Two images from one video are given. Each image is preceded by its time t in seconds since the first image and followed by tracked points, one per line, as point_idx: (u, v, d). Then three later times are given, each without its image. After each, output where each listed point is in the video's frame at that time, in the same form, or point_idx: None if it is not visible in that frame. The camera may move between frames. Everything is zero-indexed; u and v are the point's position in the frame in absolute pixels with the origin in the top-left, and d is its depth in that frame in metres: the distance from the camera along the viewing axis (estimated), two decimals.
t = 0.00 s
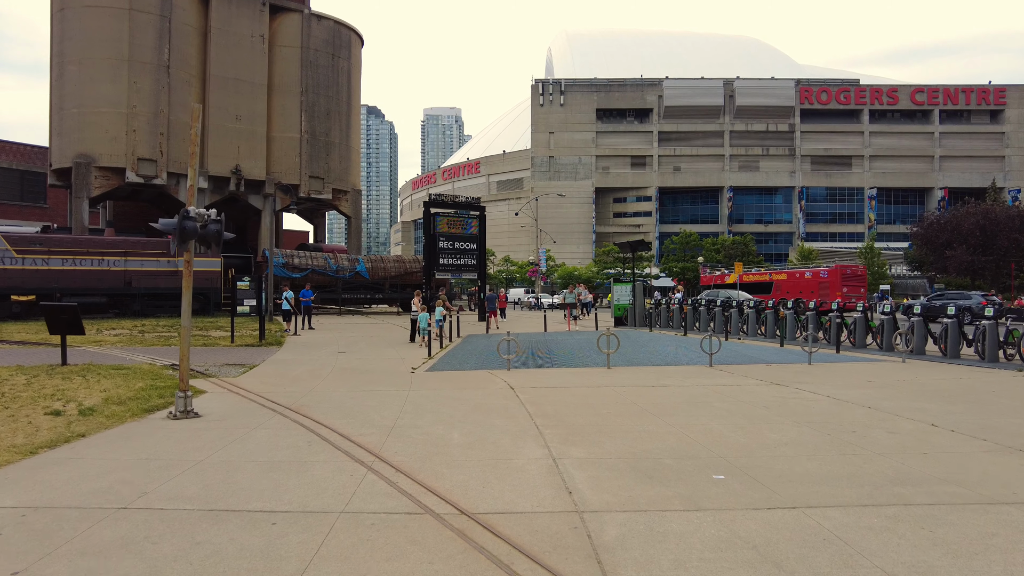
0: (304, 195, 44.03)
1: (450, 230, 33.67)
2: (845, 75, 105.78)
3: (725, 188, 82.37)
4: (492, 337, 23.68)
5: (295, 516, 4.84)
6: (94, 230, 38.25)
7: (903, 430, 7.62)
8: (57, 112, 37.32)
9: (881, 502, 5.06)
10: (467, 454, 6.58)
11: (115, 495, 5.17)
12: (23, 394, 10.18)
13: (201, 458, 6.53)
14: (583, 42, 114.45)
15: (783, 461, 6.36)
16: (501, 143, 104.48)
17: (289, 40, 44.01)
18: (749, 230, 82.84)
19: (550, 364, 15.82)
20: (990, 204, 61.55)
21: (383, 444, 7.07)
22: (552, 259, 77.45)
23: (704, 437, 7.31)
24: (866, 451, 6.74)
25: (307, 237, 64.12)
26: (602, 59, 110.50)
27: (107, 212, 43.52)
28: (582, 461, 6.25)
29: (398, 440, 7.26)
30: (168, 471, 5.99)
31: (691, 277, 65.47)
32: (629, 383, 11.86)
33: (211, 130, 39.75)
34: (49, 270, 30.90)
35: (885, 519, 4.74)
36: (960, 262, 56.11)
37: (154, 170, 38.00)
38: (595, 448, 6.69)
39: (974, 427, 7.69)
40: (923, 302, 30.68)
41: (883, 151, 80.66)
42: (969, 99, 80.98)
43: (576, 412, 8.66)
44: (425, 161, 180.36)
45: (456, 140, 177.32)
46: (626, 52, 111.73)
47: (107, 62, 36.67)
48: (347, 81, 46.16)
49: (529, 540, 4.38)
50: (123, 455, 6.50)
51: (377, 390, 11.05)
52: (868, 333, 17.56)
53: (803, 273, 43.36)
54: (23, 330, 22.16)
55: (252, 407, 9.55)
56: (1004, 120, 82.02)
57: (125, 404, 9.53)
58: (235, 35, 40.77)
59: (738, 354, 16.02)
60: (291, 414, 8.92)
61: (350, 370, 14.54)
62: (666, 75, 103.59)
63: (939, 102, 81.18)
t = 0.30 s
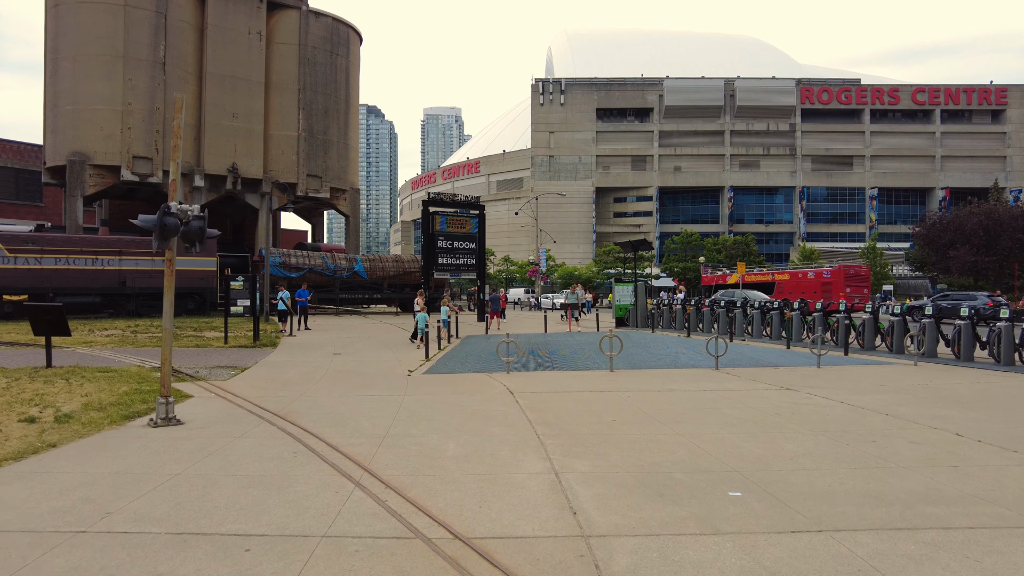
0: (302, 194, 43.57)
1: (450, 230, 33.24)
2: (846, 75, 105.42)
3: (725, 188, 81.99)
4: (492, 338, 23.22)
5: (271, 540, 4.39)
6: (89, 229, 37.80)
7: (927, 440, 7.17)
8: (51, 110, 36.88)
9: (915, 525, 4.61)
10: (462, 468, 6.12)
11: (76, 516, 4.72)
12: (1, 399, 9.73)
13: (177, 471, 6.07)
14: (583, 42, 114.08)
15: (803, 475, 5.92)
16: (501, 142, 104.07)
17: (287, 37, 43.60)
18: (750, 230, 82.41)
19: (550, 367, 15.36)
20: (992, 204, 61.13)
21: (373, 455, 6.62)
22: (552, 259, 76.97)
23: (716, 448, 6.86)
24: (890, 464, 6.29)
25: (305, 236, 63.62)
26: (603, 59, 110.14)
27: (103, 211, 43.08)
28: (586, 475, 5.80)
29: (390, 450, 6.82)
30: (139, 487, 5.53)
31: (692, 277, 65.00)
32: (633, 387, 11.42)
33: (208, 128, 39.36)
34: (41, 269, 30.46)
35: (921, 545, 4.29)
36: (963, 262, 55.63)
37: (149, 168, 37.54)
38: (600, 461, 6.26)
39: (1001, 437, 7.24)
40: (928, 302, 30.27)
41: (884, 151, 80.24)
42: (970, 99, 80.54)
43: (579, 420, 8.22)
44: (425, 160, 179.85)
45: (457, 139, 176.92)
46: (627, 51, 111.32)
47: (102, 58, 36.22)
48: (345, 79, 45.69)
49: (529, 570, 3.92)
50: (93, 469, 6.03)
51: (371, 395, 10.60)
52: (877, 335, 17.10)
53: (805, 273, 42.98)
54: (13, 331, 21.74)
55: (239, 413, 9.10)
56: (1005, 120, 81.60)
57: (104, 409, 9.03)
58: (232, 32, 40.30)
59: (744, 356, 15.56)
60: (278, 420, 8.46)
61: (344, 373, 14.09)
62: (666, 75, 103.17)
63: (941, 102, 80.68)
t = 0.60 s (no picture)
0: (299, 192, 43.14)
1: (448, 229, 32.83)
2: (847, 75, 105.04)
3: (725, 188, 81.55)
4: (490, 339, 22.78)
5: (241, 566, 3.96)
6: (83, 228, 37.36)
7: (950, 449, 6.76)
8: (44, 108, 36.43)
9: (951, 549, 4.19)
10: (455, 481, 5.70)
11: (29, 538, 4.30)
12: None
13: (149, 484, 5.64)
14: (583, 41, 113.65)
15: (822, 489, 5.49)
16: (501, 142, 103.66)
17: (284, 34, 43.19)
18: (750, 230, 81.97)
19: (550, 369, 14.94)
20: (994, 204, 60.66)
21: (360, 467, 6.20)
22: (551, 259, 76.48)
23: (725, 459, 6.46)
24: (915, 475, 5.87)
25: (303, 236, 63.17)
26: (602, 59, 109.75)
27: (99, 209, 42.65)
28: (588, 490, 5.39)
29: (379, 461, 6.40)
30: (104, 502, 5.10)
31: (693, 278, 64.61)
32: (636, 390, 10.99)
33: (204, 126, 38.97)
34: (34, 269, 30.10)
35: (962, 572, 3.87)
36: (965, 262, 55.16)
37: (144, 167, 37.17)
38: (603, 474, 5.86)
39: None
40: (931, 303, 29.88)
41: (885, 150, 79.81)
42: (971, 99, 80.13)
43: (580, 427, 7.80)
44: (424, 161, 179.41)
45: (456, 139, 176.49)
46: (627, 51, 110.99)
47: (97, 55, 35.81)
48: (342, 77, 45.27)
49: None
50: (60, 482, 5.62)
51: (363, 399, 10.18)
52: (885, 336, 16.67)
53: (807, 273, 42.61)
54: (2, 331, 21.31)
55: (223, 419, 8.67)
56: (1006, 119, 81.17)
57: (81, 415, 8.61)
58: (228, 29, 39.90)
59: (748, 358, 15.15)
60: (263, 428, 8.03)
61: (337, 376, 13.67)
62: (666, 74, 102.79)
63: (941, 101, 80.24)
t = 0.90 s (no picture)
0: (295, 192, 42.70)
1: (446, 228, 32.38)
2: (847, 75, 104.67)
3: (725, 188, 81.17)
4: (487, 340, 22.33)
5: None
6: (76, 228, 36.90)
7: (973, 463, 6.33)
8: (37, 106, 35.99)
9: None
10: (442, 502, 5.26)
11: None
12: None
13: (111, 504, 5.20)
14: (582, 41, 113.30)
15: (840, 511, 5.06)
16: (500, 141, 103.26)
17: (279, 32, 42.76)
18: (750, 230, 81.56)
19: (548, 373, 14.50)
20: (996, 203, 60.22)
21: (341, 485, 5.78)
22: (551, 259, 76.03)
23: (736, 475, 6.02)
24: (940, 493, 5.42)
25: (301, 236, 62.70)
26: (602, 58, 109.37)
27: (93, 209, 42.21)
28: (586, 512, 4.97)
29: (363, 478, 5.97)
30: (56, 528, 4.66)
31: (693, 278, 64.24)
32: (638, 396, 10.53)
33: (199, 125, 38.58)
34: (25, 269, 29.69)
35: None
36: (967, 262, 54.70)
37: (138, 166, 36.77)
38: (603, 494, 5.42)
39: None
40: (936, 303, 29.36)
41: (885, 150, 79.43)
42: (972, 98, 79.74)
43: (578, 438, 7.39)
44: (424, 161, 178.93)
45: (455, 139, 176.04)
46: (626, 51, 110.61)
47: (90, 53, 35.40)
48: (339, 75, 44.82)
49: None
50: (14, 503, 5.18)
51: (353, 407, 9.74)
52: (892, 338, 16.20)
53: (809, 273, 42.21)
54: None
55: (201, 428, 8.22)
56: (1007, 118, 80.74)
57: (53, 424, 8.15)
58: (223, 26, 39.47)
59: (752, 361, 14.71)
60: (244, 439, 7.58)
61: (329, 380, 13.21)
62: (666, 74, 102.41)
63: (942, 101, 79.80)
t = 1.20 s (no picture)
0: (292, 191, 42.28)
1: (445, 228, 31.97)
2: (848, 74, 104.25)
3: (726, 187, 80.78)
4: (486, 342, 21.91)
5: None
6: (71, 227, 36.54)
7: (1004, 474, 5.90)
8: (31, 105, 35.60)
9: None
10: (430, 520, 4.83)
11: None
12: None
13: (73, 521, 4.77)
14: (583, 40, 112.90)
15: (866, 530, 4.64)
16: (500, 141, 102.82)
17: (277, 30, 42.38)
18: (751, 230, 81.11)
19: (548, 375, 14.09)
20: (999, 202, 59.78)
21: (324, 500, 5.36)
22: (551, 259, 75.59)
23: (750, 490, 5.59)
24: (974, 510, 5.00)
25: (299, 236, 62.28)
26: (602, 58, 108.98)
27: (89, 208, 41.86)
28: (589, 531, 4.55)
29: (349, 492, 5.55)
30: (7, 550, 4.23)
31: (694, 278, 63.87)
32: (642, 401, 10.11)
33: (196, 124, 38.21)
34: (18, 269, 29.25)
35: None
36: (970, 261, 54.26)
37: (133, 165, 36.37)
38: (608, 511, 5.00)
39: None
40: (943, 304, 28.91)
41: (886, 149, 79.01)
42: (973, 97, 79.30)
43: (580, 447, 6.98)
44: (424, 161, 178.50)
45: (456, 139, 175.61)
46: (627, 51, 110.20)
47: (84, 51, 34.99)
48: (337, 73, 44.42)
49: None
50: None
51: (345, 412, 9.33)
52: (901, 339, 15.78)
53: (812, 273, 41.80)
54: None
55: (181, 435, 7.79)
56: (1009, 117, 80.29)
57: (27, 431, 7.73)
58: (220, 24, 39.08)
59: (758, 363, 14.30)
60: (226, 447, 7.16)
61: (322, 383, 12.80)
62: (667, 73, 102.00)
63: (944, 100, 79.32)
